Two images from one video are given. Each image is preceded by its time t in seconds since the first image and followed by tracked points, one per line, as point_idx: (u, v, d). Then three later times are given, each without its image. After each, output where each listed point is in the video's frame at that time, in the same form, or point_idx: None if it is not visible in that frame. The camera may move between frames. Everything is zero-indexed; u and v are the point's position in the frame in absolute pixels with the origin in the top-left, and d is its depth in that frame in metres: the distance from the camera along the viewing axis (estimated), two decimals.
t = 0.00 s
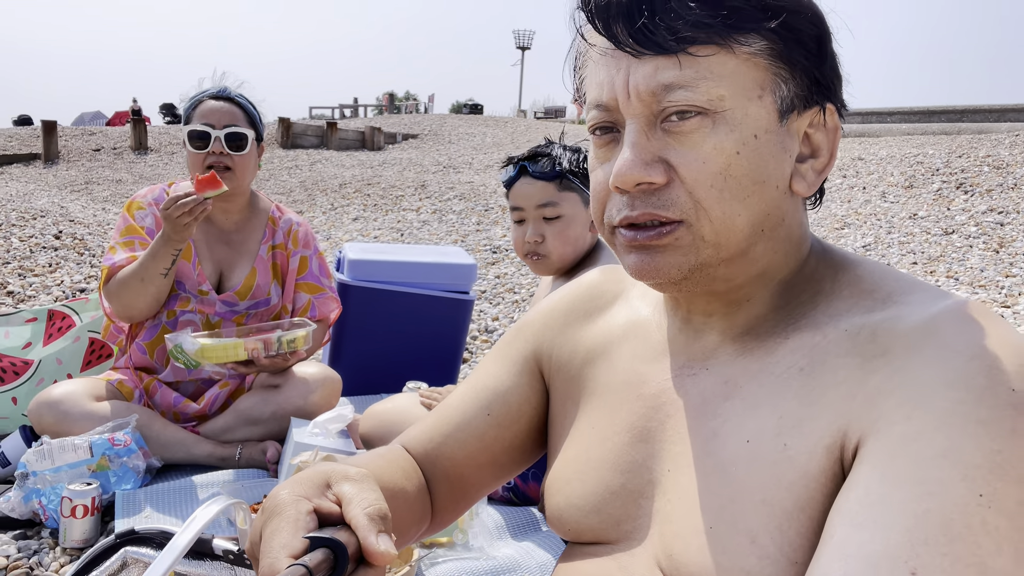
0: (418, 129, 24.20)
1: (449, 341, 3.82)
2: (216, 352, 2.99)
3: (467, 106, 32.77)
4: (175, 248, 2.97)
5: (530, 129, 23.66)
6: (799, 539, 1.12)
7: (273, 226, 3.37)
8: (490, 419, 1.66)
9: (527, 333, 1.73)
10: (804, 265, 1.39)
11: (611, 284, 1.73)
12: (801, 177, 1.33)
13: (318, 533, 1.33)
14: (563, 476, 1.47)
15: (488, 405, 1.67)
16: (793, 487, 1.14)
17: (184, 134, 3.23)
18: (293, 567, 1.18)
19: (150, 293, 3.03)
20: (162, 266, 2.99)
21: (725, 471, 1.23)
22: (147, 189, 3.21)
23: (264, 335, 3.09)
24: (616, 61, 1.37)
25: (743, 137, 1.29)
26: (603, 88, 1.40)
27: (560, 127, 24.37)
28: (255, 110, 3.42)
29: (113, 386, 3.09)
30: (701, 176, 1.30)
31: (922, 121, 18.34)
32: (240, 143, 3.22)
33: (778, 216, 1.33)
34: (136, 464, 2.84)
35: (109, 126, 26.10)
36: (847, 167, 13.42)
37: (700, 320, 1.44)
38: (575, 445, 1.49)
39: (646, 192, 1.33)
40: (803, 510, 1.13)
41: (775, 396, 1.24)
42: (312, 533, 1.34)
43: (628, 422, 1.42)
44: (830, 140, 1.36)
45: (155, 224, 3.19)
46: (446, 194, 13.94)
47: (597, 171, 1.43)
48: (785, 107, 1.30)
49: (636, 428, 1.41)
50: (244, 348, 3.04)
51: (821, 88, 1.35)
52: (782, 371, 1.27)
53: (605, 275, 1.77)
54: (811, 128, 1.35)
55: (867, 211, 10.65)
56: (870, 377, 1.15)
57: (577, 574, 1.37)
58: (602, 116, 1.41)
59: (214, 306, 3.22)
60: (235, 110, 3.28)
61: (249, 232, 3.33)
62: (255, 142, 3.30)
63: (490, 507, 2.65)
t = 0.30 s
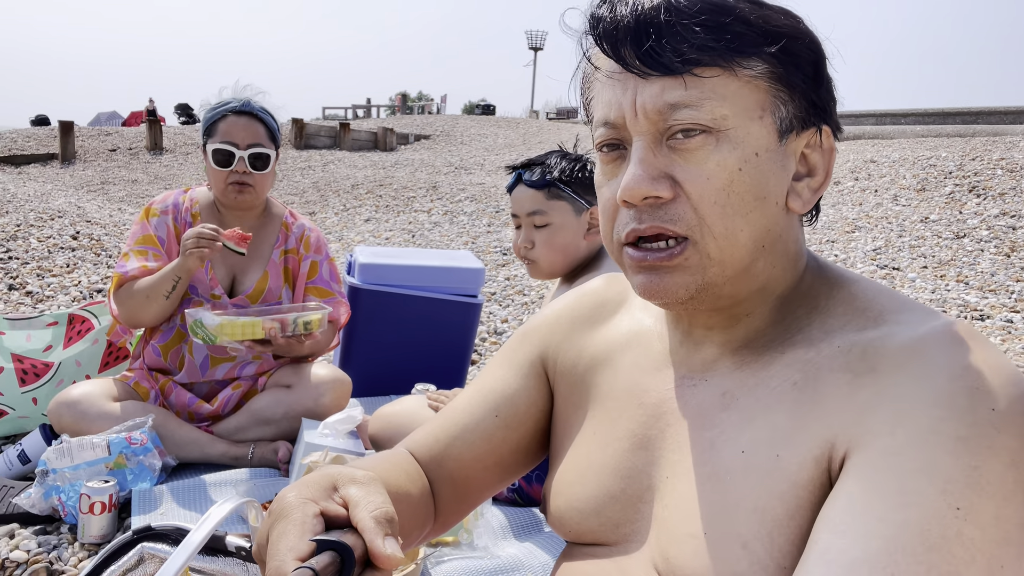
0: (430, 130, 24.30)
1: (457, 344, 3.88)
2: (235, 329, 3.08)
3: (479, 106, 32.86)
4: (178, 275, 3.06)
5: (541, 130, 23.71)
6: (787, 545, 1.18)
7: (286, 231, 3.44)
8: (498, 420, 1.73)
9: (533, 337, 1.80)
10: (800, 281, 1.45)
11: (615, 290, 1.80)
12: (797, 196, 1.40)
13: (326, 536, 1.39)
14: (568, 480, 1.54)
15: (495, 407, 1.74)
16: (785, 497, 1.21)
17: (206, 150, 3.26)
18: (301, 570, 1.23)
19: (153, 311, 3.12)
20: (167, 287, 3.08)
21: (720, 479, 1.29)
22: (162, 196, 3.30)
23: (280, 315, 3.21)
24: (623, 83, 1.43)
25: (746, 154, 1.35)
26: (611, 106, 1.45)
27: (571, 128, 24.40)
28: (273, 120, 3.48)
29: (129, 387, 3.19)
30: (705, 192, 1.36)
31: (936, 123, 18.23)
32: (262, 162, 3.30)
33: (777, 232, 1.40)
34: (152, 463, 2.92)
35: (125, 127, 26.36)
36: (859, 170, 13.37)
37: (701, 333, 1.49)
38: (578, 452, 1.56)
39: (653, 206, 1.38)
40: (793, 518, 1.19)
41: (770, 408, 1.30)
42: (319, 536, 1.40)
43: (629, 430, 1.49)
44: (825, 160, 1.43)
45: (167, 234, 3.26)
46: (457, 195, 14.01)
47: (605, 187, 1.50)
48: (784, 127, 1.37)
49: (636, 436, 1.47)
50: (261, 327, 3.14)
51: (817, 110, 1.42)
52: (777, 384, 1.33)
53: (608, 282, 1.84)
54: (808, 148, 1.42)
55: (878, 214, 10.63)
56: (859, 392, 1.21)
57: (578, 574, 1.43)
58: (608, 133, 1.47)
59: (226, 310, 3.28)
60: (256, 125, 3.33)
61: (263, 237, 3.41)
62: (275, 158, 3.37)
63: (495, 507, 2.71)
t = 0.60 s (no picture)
0: (440, 132, 24.42)
1: (463, 345, 3.96)
2: (248, 305, 3.11)
3: (490, 108, 33.00)
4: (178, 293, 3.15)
5: (550, 133, 23.77)
6: (781, 536, 1.25)
7: (295, 232, 3.52)
8: (502, 411, 1.80)
9: (536, 333, 1.89)
10: (796, 287, 1.53)
11: (614, 290, 1.90)
12: (793, 202, 1.47)
13: (328, 526, 1.45)
14: (571, 473, 1.61)
15: (500, 400, 1.82)
16: (780, 490, 1.27)
17: (218, 159, 3.33)
18: (305, 558, 1.29)
19: (158, 320, 3.22)
20: (169, 300, 3.17)
21: (717, 473, 1.36)
22: (174, 200, 3.38)
23: (290, 294, 3.25)
24: (626, 97, 1.50)
25: (745, 163, 1.42)
26: (615, 119, 1.51)
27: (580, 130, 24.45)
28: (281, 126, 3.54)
29: (143, 385, 3.28)
30: (708, 199, 1.42)
31: (947, 126, 18.16)
32: (273, 171, 3.37)
33: (774, 237, 1.46)
34: (164, 458, 2.99)
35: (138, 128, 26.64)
36: (868, 173, 13.36)
37: (704, 334, 1.57)
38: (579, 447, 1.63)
39: (658, 214, 1.44)
40: (787, 511, 1.26)
41: (767, 407, 1.37)
42: (320, 526, 1.46)
43: (630, 426, 1.55)
44: (819, 168, 1.50)
45: (177, 238, 3.35)
46: (466, 198, 14.10)
47: (610, 196, 1.55)
48: (780, 137, 1.43)
49: (635, 431, 1.54)
50: (273, 303, 3.17)
51: (811, 120, 1.48)
52: (773, 384, 1.40)
53: (608, 281, 1.94)
54: (803, 157, 1.48)
55: (886, 218, 10.63)
56: (854, 392, 1.28)
57: (578, 563, 1.50)
58: (613, 144, 1.53)
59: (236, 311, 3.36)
60: (267, 134, 3.40)
61: (272, 239, 3.49)
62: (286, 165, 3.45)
63: (496, 504, 2.78)
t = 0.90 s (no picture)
0: (450, 136, 24.53)
1: (463, 351, 4.02)
2: (249, 335, 3.22)
3: (499, 111, 33.10)
4: (192, 273, 3.21)
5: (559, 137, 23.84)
6: (764, 549, 1.32)
7: (300, 242, 3.60)
8: (499, 418, 1.85)
9: (531, 341, 1.94)
10: (782, 307, 1.59)
11: (607, 302, 1.96)
12: (776, 224, 1.53)
13: (322, 531, 1.49)
14: (561, 481, 1.67)
15: (496, 406, 1.86)
16: (764, 504, 1.34)
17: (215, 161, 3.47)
18: (299, 563, 1.33)
19: (170, 312, 3.28)
20: (183, 287, 3.24)
21: (703, 486, 1.42)
22: (182, 208, 3.47)
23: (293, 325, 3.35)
24: (611, 131, 1.56)
25: (729, 192, 1.47)
26: (602, 153, 1.57)
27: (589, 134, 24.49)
28: (281, 134, 3.63)
29: (150, 390, 3.37)
30: (694, 227, 1.47)
31: (958, 131, 18.08)
32: (263, 169, 3.43)
33: (759, 260, 1.52)
34: (170, 461, 3.08)
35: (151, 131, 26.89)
36: (877, 178, 13.33)
37: (693, 351, 1.62)
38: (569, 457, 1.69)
39: (647, 243, 1.50)
40: (770, 525, 1.32)
41: (752, 424, 1.43)
42: (314, 530, 1.50)
43: (620, 438, 1.62)
44: (800, 191, 1.56)
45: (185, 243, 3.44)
46: (474, 202, 14.18)
47: (601, 225, 1.61)
48: (761, 164, 1.49)
49: (625, 443, 1.61)
50: (274, 334, 3.28)
51: (791, 146, 1.54)
52: (759, 402, 1.46)
53: (601, 293, 2.00)
54: (784, 180, 1.54)
55: (893, 223, 10.62)
56: (838, 412, 1.33)
57: (568, 570, 1.57)
58: (602, 176, 1.59)
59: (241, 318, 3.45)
60: (260, 137, 3.49)
61: (277, 248, 3.57)
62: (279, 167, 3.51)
63: (492, 508, 2.84)
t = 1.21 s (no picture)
0: (460, 139, 24.61)
1: (467, 356, 4.06)
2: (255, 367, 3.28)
3: (510, 115, 33.17)
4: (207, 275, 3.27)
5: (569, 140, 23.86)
6: (757, 561, 1.34)
7: (309, 249, 3.65)
8: (505, 419, 1.77)
9: (537, 344, 1.89)
10: (779, 321, 1.60)
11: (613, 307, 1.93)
12: (774, 241, 1.56)
13: (329, 527, 1.40)
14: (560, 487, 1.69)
15: (503, 407, 1.78)
16: (758, 517, 1.37)
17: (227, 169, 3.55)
18: (304, 560, 1.25)
19: (184, 315, 3.34)
20: (197, 290, 3.30)
21: (701, 497, 1.45)
22: (196, 215, 3.51)
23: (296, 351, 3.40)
24: (613, 150, 1.59)
25: (728, 211, 1.50)
26: (605, 170, 1.60)
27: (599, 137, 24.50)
28: (294, 144, 3.68)
29: (160, 394, 3.42)
30: (694, 245, 1.50)
31: (970, 134, 17.98)
32: (270, 177, 3.49)
33: (757, 277, 1.54)
34: (178, 465, 3.14)
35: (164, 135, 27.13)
36: (887, 182, 13.28)
37: (691, 364, 1.63)
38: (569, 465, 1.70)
39: (648, 259, 1.52)
40: (763, 537, 1.35)
41: (749, 437, 1.46)
42: (321, 527, 1.41)
43: (620, 448, 1.64)
44: (797, 209, 1.58)
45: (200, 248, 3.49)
46: (484, 206, 14.23)
47: (603, 241, 1.63)
48: (759, 183, 1.53)
49: (625, 452, 1.63)
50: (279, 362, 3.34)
51: (789, 165, 1.57)
52: (756, 416, 1.48)
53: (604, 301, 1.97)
54: (781, 199, 1.57)
55: (904, 228, 10.58)
56: (832, 428, 1.36)
57: None
58: (604, 194, 1.61)
59: (250, 323, 3.51)
60: (270, 145, 3.55)
61: (288, 255, 3.61)
62: (287, 176, 3.55)
63: (493, 512, 2.87)
